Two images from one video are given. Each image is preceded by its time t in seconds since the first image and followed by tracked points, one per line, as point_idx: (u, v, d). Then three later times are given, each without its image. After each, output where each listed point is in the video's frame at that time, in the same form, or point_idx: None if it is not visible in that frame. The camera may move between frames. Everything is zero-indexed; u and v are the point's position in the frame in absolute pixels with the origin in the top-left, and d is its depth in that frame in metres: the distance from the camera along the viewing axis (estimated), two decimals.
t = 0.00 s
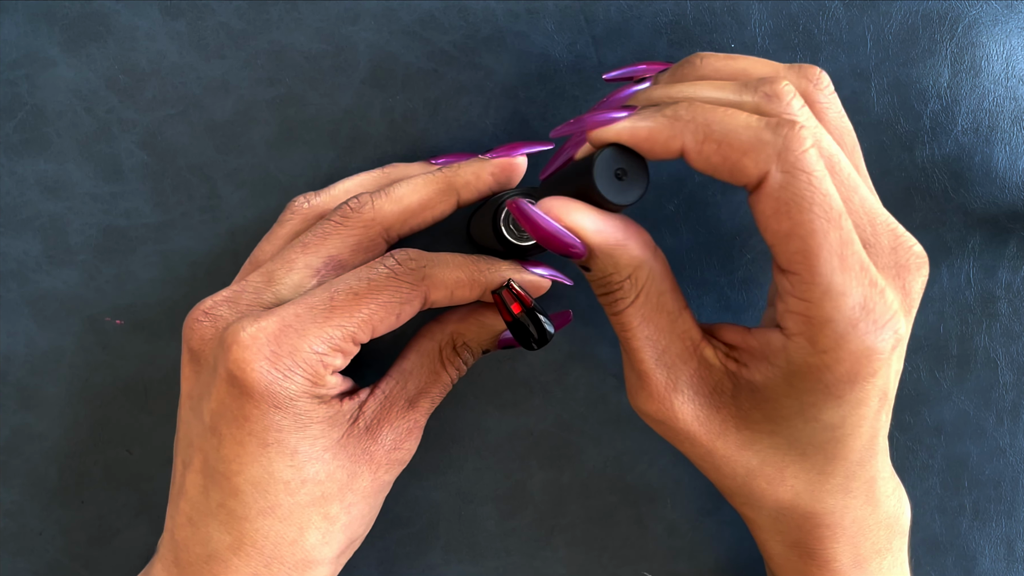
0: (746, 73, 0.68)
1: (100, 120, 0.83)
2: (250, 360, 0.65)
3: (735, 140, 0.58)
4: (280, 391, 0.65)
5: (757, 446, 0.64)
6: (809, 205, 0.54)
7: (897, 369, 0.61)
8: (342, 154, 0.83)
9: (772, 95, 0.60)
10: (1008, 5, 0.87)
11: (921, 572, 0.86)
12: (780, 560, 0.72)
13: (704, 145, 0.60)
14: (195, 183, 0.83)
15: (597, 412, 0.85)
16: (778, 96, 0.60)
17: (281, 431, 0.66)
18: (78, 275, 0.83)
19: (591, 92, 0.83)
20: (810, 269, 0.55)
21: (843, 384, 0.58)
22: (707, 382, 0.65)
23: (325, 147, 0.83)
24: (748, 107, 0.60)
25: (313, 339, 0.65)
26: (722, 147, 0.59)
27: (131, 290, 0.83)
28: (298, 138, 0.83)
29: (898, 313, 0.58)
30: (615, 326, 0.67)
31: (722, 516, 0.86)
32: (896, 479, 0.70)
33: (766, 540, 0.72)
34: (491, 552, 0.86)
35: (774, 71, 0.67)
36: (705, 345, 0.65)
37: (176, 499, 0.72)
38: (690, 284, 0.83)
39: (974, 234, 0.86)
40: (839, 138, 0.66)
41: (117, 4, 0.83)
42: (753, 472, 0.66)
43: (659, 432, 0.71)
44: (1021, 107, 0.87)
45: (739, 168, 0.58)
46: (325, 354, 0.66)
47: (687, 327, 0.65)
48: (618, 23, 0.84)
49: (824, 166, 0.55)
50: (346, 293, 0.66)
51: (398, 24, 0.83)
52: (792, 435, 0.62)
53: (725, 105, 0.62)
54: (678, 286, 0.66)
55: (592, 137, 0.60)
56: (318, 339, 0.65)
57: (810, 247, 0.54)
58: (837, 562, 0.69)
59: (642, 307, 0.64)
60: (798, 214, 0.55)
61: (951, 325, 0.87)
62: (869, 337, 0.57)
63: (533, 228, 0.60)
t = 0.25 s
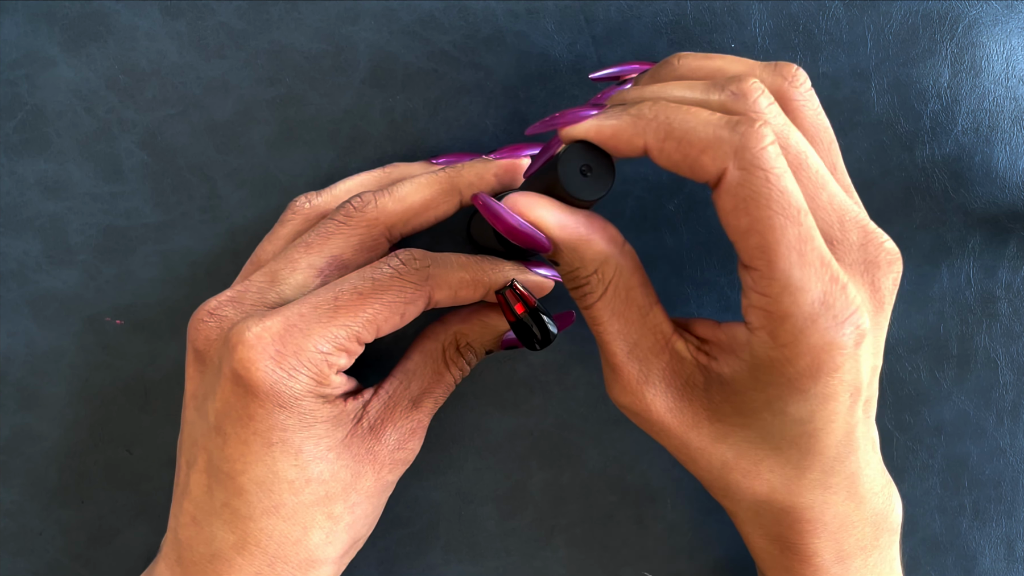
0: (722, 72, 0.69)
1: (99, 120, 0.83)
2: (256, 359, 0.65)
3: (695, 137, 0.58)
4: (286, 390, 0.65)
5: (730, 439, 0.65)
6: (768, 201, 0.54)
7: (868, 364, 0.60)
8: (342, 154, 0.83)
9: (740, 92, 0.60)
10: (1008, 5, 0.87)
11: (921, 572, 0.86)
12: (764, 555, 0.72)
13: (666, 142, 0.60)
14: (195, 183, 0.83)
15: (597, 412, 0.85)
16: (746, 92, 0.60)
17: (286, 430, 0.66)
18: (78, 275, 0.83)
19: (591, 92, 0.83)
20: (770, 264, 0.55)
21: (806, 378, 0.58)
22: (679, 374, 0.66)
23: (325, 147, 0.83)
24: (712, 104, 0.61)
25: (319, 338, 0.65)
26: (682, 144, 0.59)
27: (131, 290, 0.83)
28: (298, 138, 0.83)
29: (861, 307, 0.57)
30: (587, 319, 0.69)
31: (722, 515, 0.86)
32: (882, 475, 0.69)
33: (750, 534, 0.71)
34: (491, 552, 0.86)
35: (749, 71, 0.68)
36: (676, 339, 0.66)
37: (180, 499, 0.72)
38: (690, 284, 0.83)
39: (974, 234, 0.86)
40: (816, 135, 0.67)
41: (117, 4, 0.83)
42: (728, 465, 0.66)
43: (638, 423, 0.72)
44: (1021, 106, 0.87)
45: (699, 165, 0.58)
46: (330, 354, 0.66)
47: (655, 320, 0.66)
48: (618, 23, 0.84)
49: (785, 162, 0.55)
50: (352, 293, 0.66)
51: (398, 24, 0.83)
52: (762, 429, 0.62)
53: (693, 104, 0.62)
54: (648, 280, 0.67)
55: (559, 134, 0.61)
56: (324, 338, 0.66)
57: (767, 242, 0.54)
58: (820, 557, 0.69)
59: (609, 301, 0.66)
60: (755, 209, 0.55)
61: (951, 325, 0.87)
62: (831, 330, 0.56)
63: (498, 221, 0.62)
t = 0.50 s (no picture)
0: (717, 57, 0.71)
1: (99, 120, 0.83)
2: (263, 361, 0.65)
3: (686, 108, 0.60)
4: (293, 391, 0.65)
5: (723, 416, 0.64)
6: (757, 168, 0.56)
7: (857, 340, 0.60)
8: (342, 154, 0.83)
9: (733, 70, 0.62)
10: (1008, 4, 0.87)
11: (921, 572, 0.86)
12: (757, 541, 0.71)
13: (659, 113, 0.63)
14: (195, 183, 0.83)
15: (597, 412, 0.85)
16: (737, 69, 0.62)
17: (293, 431, 0.66)
18: (78, 275, 0.83)
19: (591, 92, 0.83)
20: (758, 231, 0.56)
21: (794, 348, 0.58)
22: (671, 350, 0.66)
23: (325, 147, 0.83)
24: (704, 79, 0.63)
25: (326, 339, 0.65)
26: (674, 114, 0.61)
27: (131, 290, 0.83)
28: (298, 138, 0.83)
29: (849, 278, 0.58)
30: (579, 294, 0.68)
31: (722, 515, 0.86)
32: (875, 461, 0.69)
33: (742, 519, 0.70)
34: (491, 551, 0.86)
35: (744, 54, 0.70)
36: (669, 314, 0.66)
37: (186, 499, 0.72)
38: (690, 284, 0.83)
39: (974, 234, 0.86)
40: (809, 115, 0.68)
41: (117, 4, 0.83)
42: (720, 444, 0.66)
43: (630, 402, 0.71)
44: (1021, 106, 0.87)
45: (690, 134, 0.61)
46: (337, 354, 0.66)
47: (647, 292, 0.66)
48: (618, 23, 0.84)
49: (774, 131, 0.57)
50: (359, 294, 0.66)
51: (398, 24, 0.83)
52: (754, 405, 0.62)
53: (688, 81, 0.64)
54: (640, 254, 0.67)
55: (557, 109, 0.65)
56: (331, 339, 0.65)
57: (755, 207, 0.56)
58: (811, 542, 0.68)
59: (601, 273, 0.65)
60: (744, 175, 0.56)
61: (951, 324, 0.87)
62: (818, 300, 0.57)
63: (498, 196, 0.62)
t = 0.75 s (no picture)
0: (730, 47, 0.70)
1: (99, 120, 0.83)
2: (263, 362, 0.65)
3: (702, 98, 0.60)
4: (292, 391, 0.65)
5: (729, 409, 0.65)
6: (774, 159, 0.56)
7: (868, 336, 0.60)
8: (342, 154, 0.83)
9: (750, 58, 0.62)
10: (1008, 4, 0.87)
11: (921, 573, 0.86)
12: (760, 538, 0.71)
13: (674, 102, 0.63)
14: (195, 183, 0.83)
15: (597, 412, 0.85)
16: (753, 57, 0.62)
17: (293, 431, 0.66)
18: (78, 275, 0.83)
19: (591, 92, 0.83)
20: (773, 223, 0.56)
21: (805, 343, 0.58)
22: (678, 341, 0.66)
23: (325, 147, 0.83)
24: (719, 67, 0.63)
25: (326, 340, 0.65)
26: (688, 103, 0.62)
27: (131, 290, 0.83)
28: (298, 138, 0.83)
29: (863, 274, 0.58)
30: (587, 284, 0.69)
31: (722, 515, 0.86)
32: (879, 459, 0.69)
33: (745, 515, 0.71)
34: (491, 551, 0.86)
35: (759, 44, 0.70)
36: (678, 304, 0.66)
37: (186, 500, 0.72)
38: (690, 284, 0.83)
39: (974, 234, 0.86)
40: (822, 107, 0.67)
41: (117, 4, 0.83)
42: (726, 437, 0.66)
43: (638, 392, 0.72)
44: (1021, 106, 0.87)
45: (706, 124, 0.61)
46: (337, 355, 0.66)
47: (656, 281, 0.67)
48: (618, 23, 0.84)
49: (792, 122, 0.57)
50: (358, 294, 0.66)
51: (398, 24, 0.83)
52: (761, 399, 0.62)
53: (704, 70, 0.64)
54: (652, 246, 0.67)
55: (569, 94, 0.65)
56: (331, 340, 0.65)
57: (770, 199, 0.56)
58: (815, 539, 0.68)
59: (608, 264, 0.66)
60: (760, 166, 0.56)
61: (951, 325, 0.87)
62: (830, 295, 0.57)
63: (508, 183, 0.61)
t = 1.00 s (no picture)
0: (769, 79, 0.66)
1: (99, 120, 0.83)
2: (246, 369, 0.64)
3: (767, 146, 0.58)
4: (275, 398, 0.65)
5: (776, 452, 0.65)
6: (840, 209, 0.55)
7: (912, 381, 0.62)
8: (341, 154, 0.83)
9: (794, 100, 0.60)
10: (1008, 5, 0.87)
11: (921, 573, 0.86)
12: None
13: (736, 146, 0.60)
14: (195, 183, 0.83)
15: (597, 412, 0.85)
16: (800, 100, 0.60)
17: (276, 438, 0.66)
18: (78, 275, 0.83)
19: (591, 92, 0.83)
20: (840, 274, 0.55)
21: (870, 392, 0.58)
22: (730, 387, 0.66)
23: (325, 147, 0.83)
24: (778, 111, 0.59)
25: (308, 347, 0.65)
26: (751, 148, 0.60)
27: (131, 290, 0.83)
28: (298, 138, 0.83)
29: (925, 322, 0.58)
30: (643, 324, 0.67)
31: (722, 515, 0.86)
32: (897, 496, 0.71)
33: (776, 556, 0.71)
34: (491, 552, 0.86)
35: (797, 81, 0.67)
36: (731, 351, 0.66)
37: (172, 506, 0.71)
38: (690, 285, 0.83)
39: (974, 234, 0.86)
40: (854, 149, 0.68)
41: (117, 4, 0.83)
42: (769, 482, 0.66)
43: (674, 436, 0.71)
44: (1021, 107, 0.87)
45: (768, 172, 0.59)
46: (320, 361, 0.66)
47: (704, 328, 0.66)
48: (618, 23, 0.84)
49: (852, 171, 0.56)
50: (341, 300, 0.66)
51: (398, 24, 0.83)
52: (816, 446, 0.63)
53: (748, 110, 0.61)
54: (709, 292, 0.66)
55: (614, 122, 0.60)
56: (314, 347, 0.65)
57: (845, 250, 0.55)
58: None
59: (673, 306, 0.65)
60: (831, 219, 0.55)
61: (951, 325, 0.87)
62: (898, 346, 0.56)
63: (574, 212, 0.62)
